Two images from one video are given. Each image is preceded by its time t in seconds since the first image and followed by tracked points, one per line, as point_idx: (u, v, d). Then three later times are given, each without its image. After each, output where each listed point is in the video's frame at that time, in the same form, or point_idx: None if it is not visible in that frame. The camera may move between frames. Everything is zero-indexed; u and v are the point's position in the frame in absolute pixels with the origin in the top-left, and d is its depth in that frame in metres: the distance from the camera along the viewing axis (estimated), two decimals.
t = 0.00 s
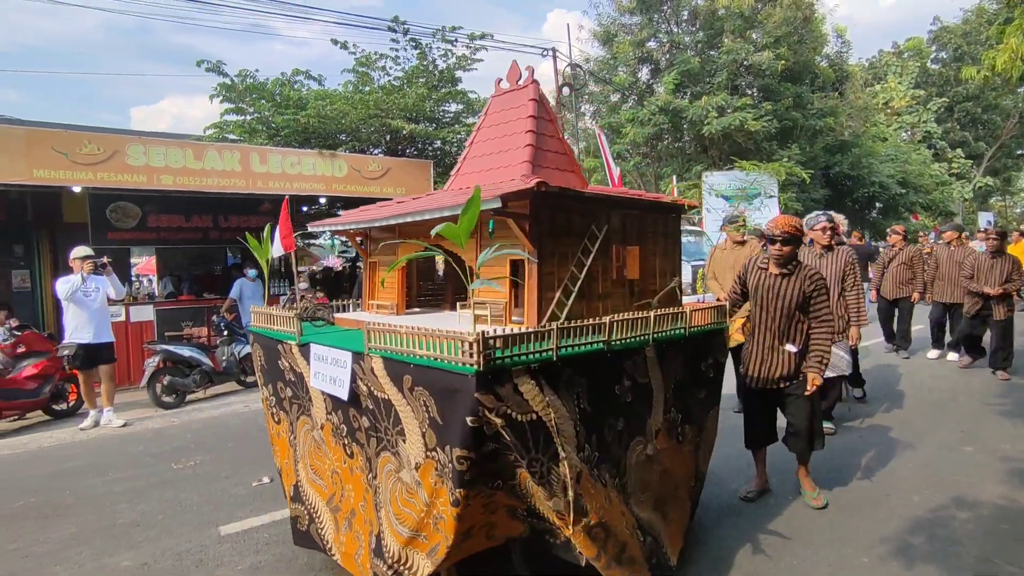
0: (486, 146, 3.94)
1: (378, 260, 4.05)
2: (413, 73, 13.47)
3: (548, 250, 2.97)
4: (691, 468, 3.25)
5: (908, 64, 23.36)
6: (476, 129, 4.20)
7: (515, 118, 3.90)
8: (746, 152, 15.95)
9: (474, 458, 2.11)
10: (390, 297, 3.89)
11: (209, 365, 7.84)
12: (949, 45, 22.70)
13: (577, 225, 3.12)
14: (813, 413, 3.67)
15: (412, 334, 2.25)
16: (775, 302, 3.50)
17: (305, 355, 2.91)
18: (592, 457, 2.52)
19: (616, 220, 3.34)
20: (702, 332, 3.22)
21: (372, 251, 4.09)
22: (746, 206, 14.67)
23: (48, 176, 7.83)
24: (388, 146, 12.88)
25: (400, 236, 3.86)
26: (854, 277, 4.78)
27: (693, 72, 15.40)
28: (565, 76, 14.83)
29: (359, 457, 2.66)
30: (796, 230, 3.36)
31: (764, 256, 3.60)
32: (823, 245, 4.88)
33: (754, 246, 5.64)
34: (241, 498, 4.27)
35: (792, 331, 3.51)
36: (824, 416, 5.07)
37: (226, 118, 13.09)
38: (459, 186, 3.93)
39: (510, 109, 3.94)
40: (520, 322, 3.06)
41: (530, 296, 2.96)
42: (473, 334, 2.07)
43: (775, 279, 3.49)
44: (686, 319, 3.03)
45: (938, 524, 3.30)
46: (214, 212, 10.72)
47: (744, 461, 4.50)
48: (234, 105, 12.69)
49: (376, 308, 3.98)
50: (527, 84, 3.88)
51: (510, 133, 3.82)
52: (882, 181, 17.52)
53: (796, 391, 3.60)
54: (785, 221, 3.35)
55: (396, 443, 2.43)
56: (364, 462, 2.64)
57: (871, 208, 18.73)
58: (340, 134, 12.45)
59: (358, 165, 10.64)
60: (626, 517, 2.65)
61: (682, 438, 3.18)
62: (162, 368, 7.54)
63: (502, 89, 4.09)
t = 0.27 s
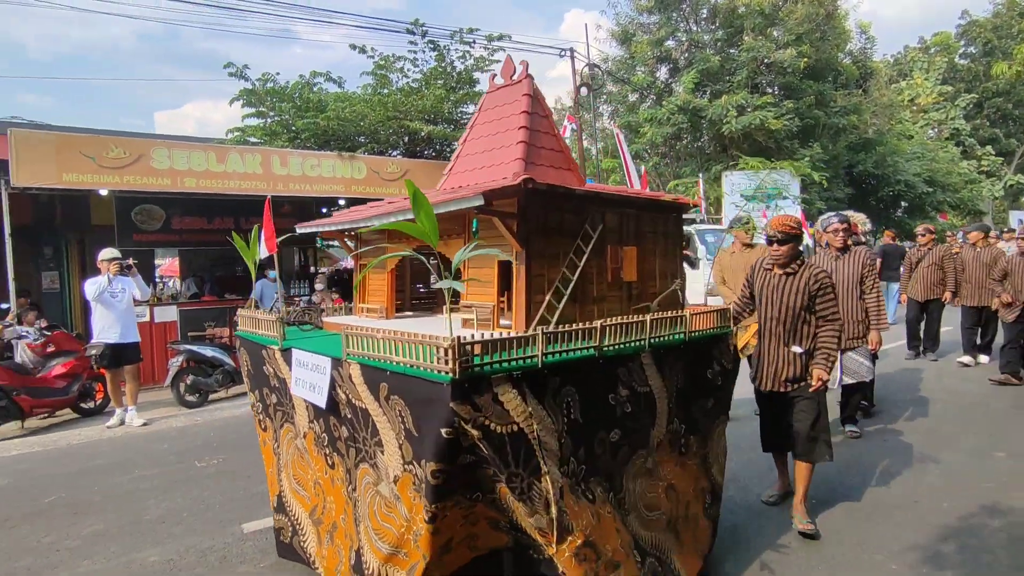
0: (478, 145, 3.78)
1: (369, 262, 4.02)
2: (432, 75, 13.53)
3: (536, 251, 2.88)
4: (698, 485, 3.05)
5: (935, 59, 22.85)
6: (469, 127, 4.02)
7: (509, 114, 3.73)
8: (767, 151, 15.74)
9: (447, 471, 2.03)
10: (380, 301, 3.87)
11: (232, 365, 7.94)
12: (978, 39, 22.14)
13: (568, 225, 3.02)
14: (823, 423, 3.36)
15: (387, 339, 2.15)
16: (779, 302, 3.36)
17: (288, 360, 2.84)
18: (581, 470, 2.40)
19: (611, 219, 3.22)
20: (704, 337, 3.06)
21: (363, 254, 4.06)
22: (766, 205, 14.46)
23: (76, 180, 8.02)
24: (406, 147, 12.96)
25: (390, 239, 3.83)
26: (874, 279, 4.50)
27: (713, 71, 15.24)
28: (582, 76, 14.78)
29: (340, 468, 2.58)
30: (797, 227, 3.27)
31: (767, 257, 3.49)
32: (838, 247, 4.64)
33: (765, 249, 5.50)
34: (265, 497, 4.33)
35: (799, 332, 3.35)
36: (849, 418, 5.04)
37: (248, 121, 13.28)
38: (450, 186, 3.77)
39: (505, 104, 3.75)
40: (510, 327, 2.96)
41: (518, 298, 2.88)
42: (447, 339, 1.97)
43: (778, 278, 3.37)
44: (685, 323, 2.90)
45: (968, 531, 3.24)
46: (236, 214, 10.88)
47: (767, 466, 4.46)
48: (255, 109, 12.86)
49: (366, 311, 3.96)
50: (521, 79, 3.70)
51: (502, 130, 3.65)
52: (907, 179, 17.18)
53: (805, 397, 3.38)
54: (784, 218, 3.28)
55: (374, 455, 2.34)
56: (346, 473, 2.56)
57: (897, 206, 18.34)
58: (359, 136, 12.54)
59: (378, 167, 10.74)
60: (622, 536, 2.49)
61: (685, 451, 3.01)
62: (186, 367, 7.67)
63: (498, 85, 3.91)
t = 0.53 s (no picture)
0: (472, 142, 3.59)
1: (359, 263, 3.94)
2: (453, 76, 13.58)
3: (528, 254, 2.73)
4: (704, 499, 2.92)
5: (968, 53, 22.22)
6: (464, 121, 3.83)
7: (502, 109, 3.51)
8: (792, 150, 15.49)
9: (432, 487, 1.90)
10: (370, 304, 3.78)
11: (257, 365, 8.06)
12: (1014, 31, 21.47)
13: (564, 224, 2.87)
14: (823, 433, 3.35)
15: (367, 346, 2.05)
16: (791, 308, 3.25)
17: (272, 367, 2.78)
18: (571, 484, 2.32)
19: (609, 218, 3.07)
20: (708, 343, 2.93)
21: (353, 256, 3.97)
22: (792, 204, 14.52)
23: (107, 183, 8.21)
24: (428, 148, 13.03)
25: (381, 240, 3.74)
26: (887, 281, 4.40)
27: (736, 68, 15.03)
28: (603, 76, 14.70)
29: (324, 480, 2.49)
30: (814, 230, 3.15)
31: (781, 262, 3.37)
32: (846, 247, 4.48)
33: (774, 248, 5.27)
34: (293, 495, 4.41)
35: (810, 340, 3.24)
36: (878, 422, 4.98)
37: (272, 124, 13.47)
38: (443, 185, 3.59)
39: (499, 100, 3.55)
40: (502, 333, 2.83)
41: (509, 302, 2.73)
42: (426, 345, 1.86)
43: (791, 284, 3.25)
44: (688, 328, 2.76)
45: (1003, 541, 3.19)
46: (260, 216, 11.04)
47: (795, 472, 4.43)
48: (279, 112, 13.03)
49: (358, 315, 3.89)
50: (515, 73, 3.50)
51: (496, 126, 3.45)
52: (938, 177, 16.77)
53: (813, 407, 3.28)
54: (800, 220, 3.16)
55: (357, 467, 2.23)
56: (329, 485, 2.45)
57: (927, 204, 17.88)
58: (380, 138, 12.63)
59: (400, 169, 10.82)
60: (608, 555, 2.43)
61: (689, 463, 2.88)
62: (212, 366, 7.79)
63: (492, 80, 3.71)
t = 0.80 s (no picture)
0: (470, 137, 3.48)
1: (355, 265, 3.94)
2: (477, 77, 13.62)
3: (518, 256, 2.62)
4: (698, 512, 2.88)
5: (1007, 45, 21.51)
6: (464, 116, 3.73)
7: (502, 103, 3.41)
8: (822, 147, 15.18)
9: (406, 506, 1.85)
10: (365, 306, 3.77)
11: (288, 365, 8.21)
12: None
13: (559, 226, 2.77)
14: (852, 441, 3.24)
15: (341, 355, 2.00)
16: (813, 310, 3.15)
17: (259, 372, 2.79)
18: (554, 501, 2.23)
19: (609, 219, 2.98)
20: (716, 349, 2.86)
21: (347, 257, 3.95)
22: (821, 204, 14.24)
23: (141, 185, 8.43)
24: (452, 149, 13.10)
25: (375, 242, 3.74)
26: (907, 282, 4.22)
27: (765, 65, 14.78)
28: (628, 74, 14.58)
29: (308, 491, 2.45)
30: (838, 227, 3.03)
31: (802, 261, 3.26)
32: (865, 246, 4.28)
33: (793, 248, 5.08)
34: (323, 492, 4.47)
35: (834, 343, 3.14)
36: (898, 437, 4.69)
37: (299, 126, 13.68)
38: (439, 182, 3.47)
39: (497, 94, 3.46)
40: (492, 339, 2.75)
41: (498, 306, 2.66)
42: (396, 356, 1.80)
43: (814, 283, 3.15)
44: (692, 334, 2.69)
45: None
46: (287, 217, 11.22)
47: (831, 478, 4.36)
48: (305, 115, 13.21)
49: (353, 319, 3.87)
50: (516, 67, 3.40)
51: (495, 121, 3.35)
52: (977, 174, 16.27)
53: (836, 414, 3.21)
54: (823, 216, 3.05)
55: (337, 480, 2.18)
56: (313, 497, 2.41)
57: (965, 203, 17.36)
58: (406, 139, 12.74)
59: (425, 169, 10.90)
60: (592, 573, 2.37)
61: (689, 476, 2.83)
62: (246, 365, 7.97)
63: (493, 74, 3.62)
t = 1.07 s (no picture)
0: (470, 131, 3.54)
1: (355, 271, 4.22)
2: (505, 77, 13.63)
3: (510, 259, 2.63)
4: (695, 526, 2.85)
5: None
6: (464, 114, 3.73)
7: (502, 99, 3.44)
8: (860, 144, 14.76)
9: (379, 525, 1.79)
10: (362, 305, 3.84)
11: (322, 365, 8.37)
12: None
13: (557, 226, 2.79)
14: (889, 455, 3.15)
15: (318, 365, 1.97)
16: (842, 316, 3.01)
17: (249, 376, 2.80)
18: (541, 520, 2.20)
19: (610, 219, 2.99)
20: (725, 357, 2.79)
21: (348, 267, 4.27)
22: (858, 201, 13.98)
23: (178, 187, 8.65)
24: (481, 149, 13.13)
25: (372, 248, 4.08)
26: (941, 286, 3.91)
27: (800, 61, 14.43)
28: (658, 72, 14.41)
29: (293, 501, 2.42)
30: (864, 228, 2.87)
31: (830, 264, 3.12)
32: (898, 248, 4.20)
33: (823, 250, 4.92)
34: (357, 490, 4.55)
35: (863, 353, 3.00)
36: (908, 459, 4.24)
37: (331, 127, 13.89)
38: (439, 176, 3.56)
39: (498, 88, 3.48)
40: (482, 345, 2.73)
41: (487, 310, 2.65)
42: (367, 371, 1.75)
43: (842, 288, 3.02)
44: (699, 342, 2.62)
45: None
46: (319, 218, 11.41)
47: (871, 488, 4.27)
48: (336, 117, 13.40)
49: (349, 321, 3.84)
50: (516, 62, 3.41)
51: (493, 116, 3.39)
52: None
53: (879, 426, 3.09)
54: (846, 217, 2.88)
55: (318, 493, 2.14)
56: (298, 508, 2.38)
57: (1013, 200, 16.66)
58: (435, 139, 12.82)
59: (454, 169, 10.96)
60: None
61: (693, 491, 2.80)
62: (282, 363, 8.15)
63: (497, 67, 3.63)
